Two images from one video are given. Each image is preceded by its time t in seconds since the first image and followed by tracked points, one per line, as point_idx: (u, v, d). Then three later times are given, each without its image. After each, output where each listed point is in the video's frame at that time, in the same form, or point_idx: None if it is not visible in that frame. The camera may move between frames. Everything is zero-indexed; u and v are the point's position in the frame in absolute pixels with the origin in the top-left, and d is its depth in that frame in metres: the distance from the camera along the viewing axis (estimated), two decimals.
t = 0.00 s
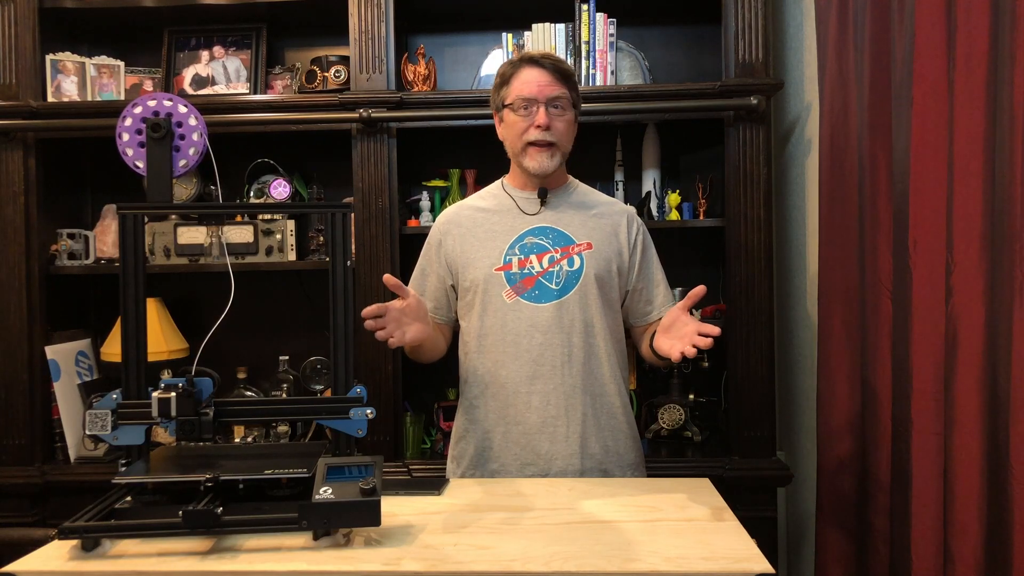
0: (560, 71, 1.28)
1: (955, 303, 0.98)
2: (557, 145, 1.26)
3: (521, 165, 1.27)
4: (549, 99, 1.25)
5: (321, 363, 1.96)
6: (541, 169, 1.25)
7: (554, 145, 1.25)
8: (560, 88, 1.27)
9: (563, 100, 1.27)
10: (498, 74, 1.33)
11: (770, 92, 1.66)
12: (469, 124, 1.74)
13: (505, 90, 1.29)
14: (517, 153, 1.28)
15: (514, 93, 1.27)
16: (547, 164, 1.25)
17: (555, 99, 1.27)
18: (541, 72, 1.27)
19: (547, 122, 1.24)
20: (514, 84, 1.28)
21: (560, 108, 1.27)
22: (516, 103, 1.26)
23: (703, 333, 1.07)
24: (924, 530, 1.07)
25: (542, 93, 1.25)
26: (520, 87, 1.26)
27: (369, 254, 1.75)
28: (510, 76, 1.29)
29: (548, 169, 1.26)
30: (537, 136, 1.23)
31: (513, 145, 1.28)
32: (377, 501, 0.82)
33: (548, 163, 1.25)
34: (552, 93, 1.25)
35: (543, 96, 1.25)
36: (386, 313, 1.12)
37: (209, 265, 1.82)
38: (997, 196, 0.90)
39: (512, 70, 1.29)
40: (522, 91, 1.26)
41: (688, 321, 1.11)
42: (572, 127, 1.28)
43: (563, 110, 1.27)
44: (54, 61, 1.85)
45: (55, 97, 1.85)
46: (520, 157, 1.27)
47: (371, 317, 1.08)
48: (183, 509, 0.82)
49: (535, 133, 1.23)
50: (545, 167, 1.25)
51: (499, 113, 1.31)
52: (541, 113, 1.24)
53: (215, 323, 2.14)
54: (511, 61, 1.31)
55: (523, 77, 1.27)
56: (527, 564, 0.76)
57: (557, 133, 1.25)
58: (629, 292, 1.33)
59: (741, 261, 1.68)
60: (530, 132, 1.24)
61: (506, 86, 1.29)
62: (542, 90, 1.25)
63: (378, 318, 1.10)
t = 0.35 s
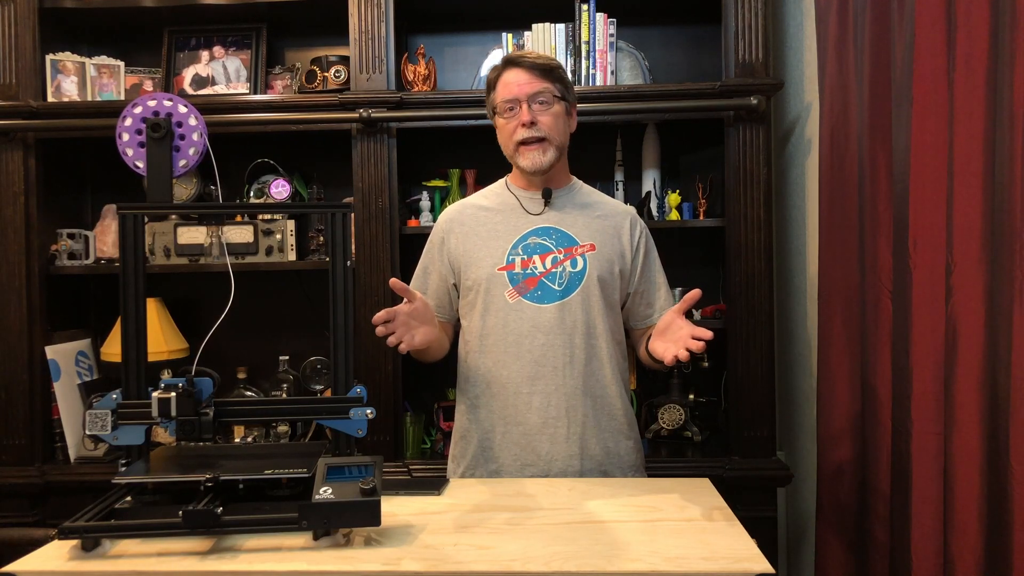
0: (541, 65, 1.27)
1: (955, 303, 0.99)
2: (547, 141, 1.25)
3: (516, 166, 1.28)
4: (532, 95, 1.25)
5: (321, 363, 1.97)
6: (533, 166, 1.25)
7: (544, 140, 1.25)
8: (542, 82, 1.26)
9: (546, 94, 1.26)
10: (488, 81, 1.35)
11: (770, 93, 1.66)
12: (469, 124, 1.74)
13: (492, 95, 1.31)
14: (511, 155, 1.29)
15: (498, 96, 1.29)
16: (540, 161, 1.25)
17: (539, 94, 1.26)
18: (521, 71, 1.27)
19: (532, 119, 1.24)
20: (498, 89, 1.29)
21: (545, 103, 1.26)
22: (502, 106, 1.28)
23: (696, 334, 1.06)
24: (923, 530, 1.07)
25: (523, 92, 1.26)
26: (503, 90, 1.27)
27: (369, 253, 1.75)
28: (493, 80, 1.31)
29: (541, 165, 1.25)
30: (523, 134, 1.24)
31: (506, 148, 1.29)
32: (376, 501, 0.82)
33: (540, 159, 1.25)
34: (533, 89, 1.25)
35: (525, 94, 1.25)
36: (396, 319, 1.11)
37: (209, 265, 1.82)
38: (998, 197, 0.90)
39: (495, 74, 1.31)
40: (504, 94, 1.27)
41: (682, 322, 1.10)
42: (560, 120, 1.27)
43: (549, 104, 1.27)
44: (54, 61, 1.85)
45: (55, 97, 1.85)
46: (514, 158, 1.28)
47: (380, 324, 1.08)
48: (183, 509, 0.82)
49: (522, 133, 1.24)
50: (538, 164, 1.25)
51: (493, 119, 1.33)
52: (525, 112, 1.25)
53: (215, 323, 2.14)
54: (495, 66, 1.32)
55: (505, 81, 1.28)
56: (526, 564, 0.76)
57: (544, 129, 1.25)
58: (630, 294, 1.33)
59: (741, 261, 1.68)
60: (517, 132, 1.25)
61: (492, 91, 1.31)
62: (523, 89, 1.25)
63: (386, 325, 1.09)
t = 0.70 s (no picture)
0: (555, 65, 1.28)
1: (955, 303, 0.99)
2: (556, 141, 1.25)
3: (521, 162, 1.27)
4: (545, 93, 1.26)
5: (321, 363, 1.97)
6: (539, 165, 1.24)
7: (553, 140, 1.25)
8: (555, 82, 1.27)
9: (559, 94, 1.27)
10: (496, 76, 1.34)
11: (770, 92, 1.66)
12: (469, 124, 1.74)
13: (502, 89, 1.30)
14: (516, 151, 1.27)
15: (509, 91, 1.28)
16: (546, 160, 1.25)
17: (552, 94, 1.27)
18: (535, 68, 1.27)
19: (545, 117, 1.24)
20: (509, 83, 1.29)
21: (557, 102, 1.27)
22: (513, 101, 1.27)
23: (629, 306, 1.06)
24: (923, 530, 1.07)
25: (537, 89, 1.25)
26: (516, 85, 1.27)
27: (369, 254, 1.75)
28: (505, 75, 1.30)
29: (547, 165, 1.25)
30: (534, 131, 1.24)
31: (512, 144, 1.28)
32: (377, 501, 0.82)
33: (547, 158, 1.25)
34: (547, 87, 1.26)
35: (538, 91, 1.25)
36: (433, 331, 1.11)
37: (209, 265, 1.82)
38: (998, 197, 0.90)
39: (507, 69, 1.30)
40: (517, 88, 1.26)
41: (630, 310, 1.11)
42: (569, 122, 1.28)
43: (560, 105, 1.27)
44: (54, 61, 1.85)
45: (55, 97, 1.85)
46: (520, 155, 1.27)
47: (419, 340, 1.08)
48: (183, 509, 0.82)
49: (533, 129, 1.24)
50: (545, 163, 1.24)
51: (497, 114, 1.32)
52: (537, 109, 1.25)
53: (215, 323, 2.14)
54: (507, 62, 1.32)
55: (517, 76, 1.28)
56: (527, 564, 0.76)
57: (555, 128, 1.25)
58: (629, 293, 1.33)
59: (741, 261, 1.68)
60: (528, 128, 1.24)
61: (502, 86, 1.30)
62: (537, 86, 1.25)
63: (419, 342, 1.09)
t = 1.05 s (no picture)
0: (562, 75, 1.27)
1: (955, 303, 0.99)
2: (565, 152, 1.25)
3: (529, 172, 1.27)
4: (555, 104, 1.23)
5: (321, 363, 1.97)
6: (548, 176, 1.26)
7: (562, 150, 1.25)
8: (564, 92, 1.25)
9: (567, 105, 1.25)
10: (500, 78, 1.30)
11: (770, 92, 1.66)
12: (469, 124, 1.74)
13: (510, 97, 1.27)
14: (524, 160, 1.27)
15: (518, 99, 1.25)
16: (555, 171, 1.25)
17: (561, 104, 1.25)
18: (544, 78, 1.25)
19: (556, 130, 1.23)
20: (518, 91, 1.25)
21: (566, 113, 1.26)
22: (523, 111, 1.24)
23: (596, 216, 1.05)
24: (923, 530, 1.07)
25: (547, 99, 1.23)
26: (525, 95, 1.24)
27: (369, 254, 1.75)
28: (513, 82, 1.27)
29: (556, 176, 1.26)
30: (544, 143, 1.23)
31: (519, 153, 1.26)
32: (376, 501, 0.82)
33: (557, 170, 1.26)
34: (557, 98, 1.23)
35: (549, 102, 1.23)
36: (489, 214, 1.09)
37: (209, 265, 1.82)
38: (999, 196, 0.90)
39: (515, 76, 1.27)
40: (526, 98, 1.24)
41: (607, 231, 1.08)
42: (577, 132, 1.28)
43: (569, 115, 1.26)
44: (54, 61, 1.85)
45: (55, 97, 1.85)
46: (528, 165, 1.26)
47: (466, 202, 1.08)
48: (183, 509, 0.82)
49: (544, 142, 1.23)
50: (554, 175, 1.26)
51: (503, 119, 1.29)
52: (548, 121, 1.23)
53: (215, 323, 2.14)
54: (513, 66, 1.28)
55: (526, 85, 1.25)
56: (526, 564, 0.76)
57: (564, 140, 1.24)
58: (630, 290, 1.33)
59: (741, 261, 1.68)
60: (538, 141, 1.23)
61: (509, 93, 1.27)
62: (548, 97, 1.23)
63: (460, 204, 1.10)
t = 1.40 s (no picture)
0: (563, 79, 1.24)
1: (955, 303, 0.99)
2: (567, 158, 1.25)
3: (532, 177, 1.27)
4: (557, 112, 1.22)
5: (321, 363, 1.97)
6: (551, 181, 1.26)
7: (564, 157, 1.24)
8: (565, 98, 1.24)
9: (569, 111, 1.23)
10: (499, 85, 1.28)
11: (771, 92, 1.66)
12: (469, 124, 1.74)
13: (510, 104, 1.25)
14: (526, 167, 1.26)
15: (519, 108, 1.23)
16: (558, 177, 1.26)
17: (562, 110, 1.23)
18: (544, 84, 1.23)
19: (558, 137, 1.22)
20: (518, 99, 1.24)
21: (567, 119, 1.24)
22: (524, 119, 1.23)
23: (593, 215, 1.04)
24: (923, 530, 1.07)
25: (549, 107, 1.21)
26: (526, 103, 1.22)
27: (369, 254, 1.75)
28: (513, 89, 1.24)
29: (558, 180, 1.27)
30: (546, 151, 1.22)
31: (521, 159, 1.26)
32: (376, 501, 0.82)
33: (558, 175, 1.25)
34: (558, 105, 1.22)
35: (550, 110, 1.21)
36: (484, 215, 1.05)
37: (209, 265, 1.82)
38: (998, 196, 0.90)
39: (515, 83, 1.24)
40: (527, 106, 1.22)
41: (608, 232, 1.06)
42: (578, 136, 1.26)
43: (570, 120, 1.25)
44: (54, 61, 1.85)
45: (55, 97, 1.85)
46: (530, 171, 1.26)
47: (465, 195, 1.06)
48: (183, 509, 0.82)
49: (547, 150, 1.22)
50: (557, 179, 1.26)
51: (503, 125, 1.28)
52: (550, 129, 1.22)
53: (215, 323, 2.14)
54: (513, 72, 1.26)
55: (527, 92, 1.23)
56: (527, 564, 0.76)
57: (566, 146, 1.24)
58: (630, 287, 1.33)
59: (741, 261, 1.68)
60: (540, 148, 1.23)
61: (510, 100, 1.25)
62: (550, 105, 1.21)
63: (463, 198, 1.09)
